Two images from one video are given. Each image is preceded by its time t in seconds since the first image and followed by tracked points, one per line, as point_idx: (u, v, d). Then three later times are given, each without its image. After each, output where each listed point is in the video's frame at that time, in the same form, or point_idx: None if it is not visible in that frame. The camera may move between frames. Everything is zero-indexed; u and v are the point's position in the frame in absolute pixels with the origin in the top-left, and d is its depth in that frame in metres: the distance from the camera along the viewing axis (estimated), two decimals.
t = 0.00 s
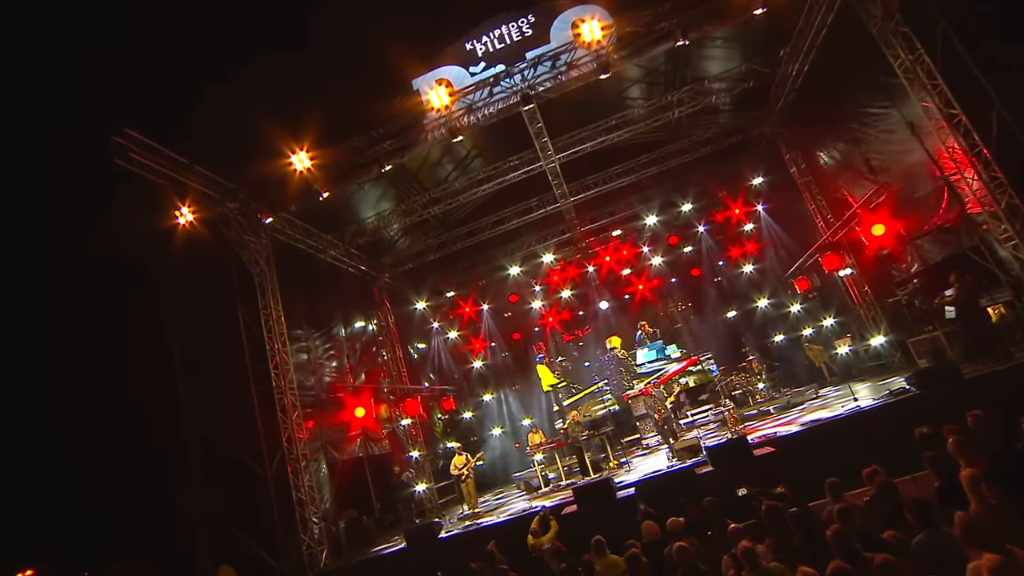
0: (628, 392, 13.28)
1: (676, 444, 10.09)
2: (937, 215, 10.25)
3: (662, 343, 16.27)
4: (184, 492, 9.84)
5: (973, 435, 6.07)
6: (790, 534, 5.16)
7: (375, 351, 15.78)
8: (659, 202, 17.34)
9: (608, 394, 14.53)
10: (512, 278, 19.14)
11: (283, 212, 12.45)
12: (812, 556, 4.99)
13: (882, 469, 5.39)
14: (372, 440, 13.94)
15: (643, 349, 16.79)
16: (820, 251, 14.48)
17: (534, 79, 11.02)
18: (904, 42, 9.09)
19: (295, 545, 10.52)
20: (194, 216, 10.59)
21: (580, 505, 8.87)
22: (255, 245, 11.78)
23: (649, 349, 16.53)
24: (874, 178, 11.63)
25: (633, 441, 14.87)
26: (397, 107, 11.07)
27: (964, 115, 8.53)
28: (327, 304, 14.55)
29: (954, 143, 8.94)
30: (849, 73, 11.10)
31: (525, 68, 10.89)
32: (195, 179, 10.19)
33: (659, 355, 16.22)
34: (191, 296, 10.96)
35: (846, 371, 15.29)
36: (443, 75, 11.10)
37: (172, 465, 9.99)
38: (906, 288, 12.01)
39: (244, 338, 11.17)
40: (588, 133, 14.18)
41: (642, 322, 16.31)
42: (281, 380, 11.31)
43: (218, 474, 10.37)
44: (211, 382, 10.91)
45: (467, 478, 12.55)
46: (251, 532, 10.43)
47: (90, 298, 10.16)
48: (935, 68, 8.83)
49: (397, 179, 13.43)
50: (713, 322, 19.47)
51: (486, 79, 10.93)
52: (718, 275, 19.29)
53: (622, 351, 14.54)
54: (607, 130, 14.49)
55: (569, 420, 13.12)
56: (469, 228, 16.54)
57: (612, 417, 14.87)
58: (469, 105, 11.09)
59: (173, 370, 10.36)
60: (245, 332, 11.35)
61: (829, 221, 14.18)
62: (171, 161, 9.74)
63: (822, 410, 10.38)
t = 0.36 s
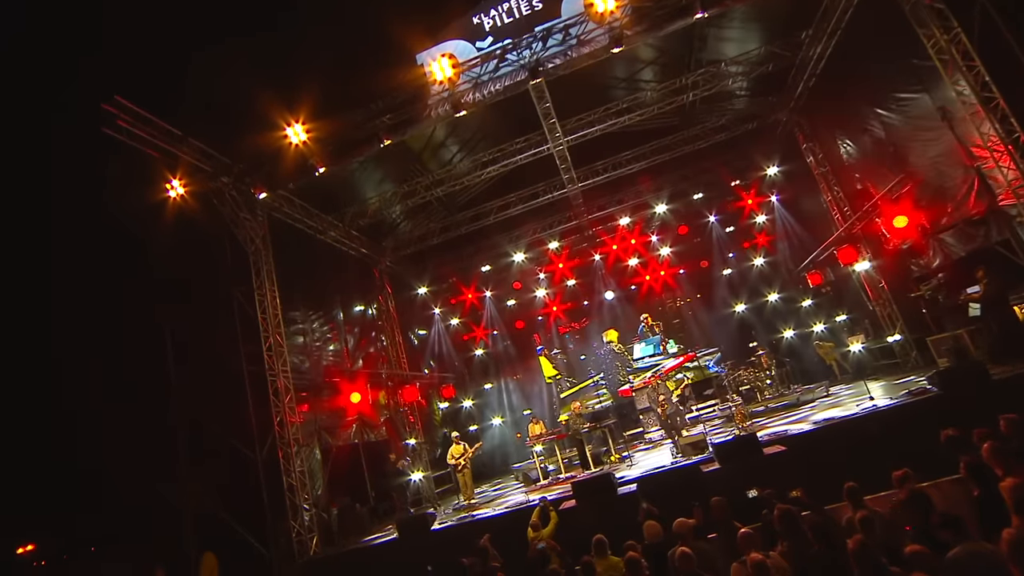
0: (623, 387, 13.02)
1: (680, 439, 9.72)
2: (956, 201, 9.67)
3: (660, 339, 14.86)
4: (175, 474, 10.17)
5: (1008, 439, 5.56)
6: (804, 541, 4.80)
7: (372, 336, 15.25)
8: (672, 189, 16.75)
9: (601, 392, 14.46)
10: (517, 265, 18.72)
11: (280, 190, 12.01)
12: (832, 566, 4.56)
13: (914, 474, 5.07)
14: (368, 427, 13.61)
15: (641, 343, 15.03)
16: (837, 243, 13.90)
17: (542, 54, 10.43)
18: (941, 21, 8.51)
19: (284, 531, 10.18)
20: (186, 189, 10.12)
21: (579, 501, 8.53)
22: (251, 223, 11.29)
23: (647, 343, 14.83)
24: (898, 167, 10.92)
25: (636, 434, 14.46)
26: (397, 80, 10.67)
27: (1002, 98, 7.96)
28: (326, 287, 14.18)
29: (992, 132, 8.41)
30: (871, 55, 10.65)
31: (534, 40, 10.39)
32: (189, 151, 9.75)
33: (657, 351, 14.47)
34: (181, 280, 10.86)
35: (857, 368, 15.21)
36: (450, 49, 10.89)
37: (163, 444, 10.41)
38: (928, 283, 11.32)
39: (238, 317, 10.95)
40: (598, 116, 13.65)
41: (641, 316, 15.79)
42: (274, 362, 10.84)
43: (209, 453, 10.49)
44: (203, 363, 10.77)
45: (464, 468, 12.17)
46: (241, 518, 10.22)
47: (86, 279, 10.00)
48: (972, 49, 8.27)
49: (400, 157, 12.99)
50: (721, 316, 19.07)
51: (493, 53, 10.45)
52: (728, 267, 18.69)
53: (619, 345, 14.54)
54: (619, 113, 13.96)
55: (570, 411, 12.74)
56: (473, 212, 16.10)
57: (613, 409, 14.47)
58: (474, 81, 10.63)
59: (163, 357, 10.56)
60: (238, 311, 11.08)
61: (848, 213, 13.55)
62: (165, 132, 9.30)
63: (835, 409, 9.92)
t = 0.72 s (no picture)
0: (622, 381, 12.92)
1: (686, 435, 9.29)
2: (990, 193, 9.02)
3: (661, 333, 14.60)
4: (162, 452, 9.74)
5: None
6: (821, 551, 4.36)
7: (372, 321, 14.86)
8: (686, 177, 16.18)
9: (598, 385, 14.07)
10: (522, 250, 18.24)
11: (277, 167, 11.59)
12: None
13: (946, 480, 4.71)
14: (365, 413, 13.30)
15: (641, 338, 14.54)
16: (856, 237, 13.32)
17: (551, 24, 9.94)
18: None
19: (275, 518, 9.86)
20: (176, 161, 9.69)
21: (577, 497, 8.15)
22: (247, 199, 10.95)
23: (647, 338, 14.33)
24: (927, 155, 10.31)
25: (639, 429, 14.01)
26: (399, 49, 9.92)
27: None
28: (325, 268, 13.80)
29: None
30: (901, 34, 10.06)
31: (544, 10, 9.80)
32: (182, 122, 9.30)
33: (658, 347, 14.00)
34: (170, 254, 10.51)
35: (874, 367, 14.84)
36: (454, 20, 9.68)
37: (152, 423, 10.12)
38: (955, 279, 10.74)
39: (230, 295, 10.69)
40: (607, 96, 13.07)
41: (646, 308, 15.30)
42: (267, 343, 10.57)
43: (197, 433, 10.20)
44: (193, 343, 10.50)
45: (461, 458, 11.79)
46: (229, 503, 9.95)
47: (78, 246, 9.38)
48: (1017, 25, 7.64)
49: (403, 134, 12.58)
50: (732, 309, 18.36)
51: (500, 23, 9.84)
52: (739, 259, 18.10)
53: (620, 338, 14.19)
54: (631, 93, 13.35)
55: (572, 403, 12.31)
56: (478, 195, 15.65)
57: (618, 403, 14.03)
58: (480, 57, 10.19)
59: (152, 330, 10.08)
60: (230, 288, 10.76)
61: (868, 204, 13.01)
62: (156, 102, 8.84)
63: (850, 408, 9.46)
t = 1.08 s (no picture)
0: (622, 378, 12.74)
1: (693, 434, 8.77)
2: None
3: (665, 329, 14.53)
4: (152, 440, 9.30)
5: None
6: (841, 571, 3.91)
7: (373, 307, 14.54)
8: (699, 169, 15.73)
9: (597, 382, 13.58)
10: (528, 237, 17.73)
11: (275, 146, 11.22)
12: None
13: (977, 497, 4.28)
14: (363, 401, 12.99)
15: (644, 333, 14.76)
16: (877, 232, 12.79)
17: None
18: None
19: (264, 507, 9.56)
20: (167, 135, 9.39)
21: (576, 495, 7.80)
22: (243, 177, 10.67)
23: (650, 334, 14.53)
24: (959, 146, 9.76)
25: (643, 426, 13.62)
26: (401, 20, 9.35)
27: None
28: (325, 252, 13.44)
29: None
30: (931, 16, 9.47)
31: None
32: (174, 92, 8.95)
33: (660, 341, 14.12)
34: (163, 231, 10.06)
35: (891, 368, 14.68)
36: None
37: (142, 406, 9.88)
38: (985, 279, 10.00)
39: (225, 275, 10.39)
40: (620, 80, 12.59)
41: (651, 301, 14.88)
42: (261, 326, 10.32)
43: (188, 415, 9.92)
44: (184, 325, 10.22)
45: (458, 450, 11.40)
46: (217, 488, 9.66)
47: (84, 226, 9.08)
48: None
49: (408, 111, 12.22)
50: (744, 305, 17.74)
51: None
52: (753, 254, 17.41)
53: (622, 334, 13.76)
54: (644, 77, 12.83)
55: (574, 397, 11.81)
56: (485, 181, 15.21)
57: (621, 398, 13.58)
58: (489, 31, 9.84)
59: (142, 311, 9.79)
60: (224, 268, 10.47)
61: (890, 199, 12.47)
62: (147, 72, 8.54)
63: (867, 410, 8.99)
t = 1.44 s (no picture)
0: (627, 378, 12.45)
1: (699, 437, 8.32)
2: None
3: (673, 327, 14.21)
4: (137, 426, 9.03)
5: None
6: None
7: (376, 295, 14.29)
8: (711, 162, 15.25)
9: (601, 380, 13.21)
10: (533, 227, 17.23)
11: (273, 126, 10.88)
12: None
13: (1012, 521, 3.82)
14: (360, 391, 12.70)
15: (649, 330, 14.39)
16: (899, 231, 12.22)
17: None
18: None
19: (252, 497, 9.30)
20: (158, 111, 9.13)
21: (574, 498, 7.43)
22: (239, 157, 10.40)
23: (656, 332, 14.14)
24: (996, 139, 9.18)
25: (648, 425, 13.24)
26: None
27: None
28: (326, 239, 13.10)
29: None
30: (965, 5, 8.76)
31: None
32: (165, 67, 8.68)
33: (667, 341, 13.70)
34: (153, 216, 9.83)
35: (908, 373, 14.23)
36: None
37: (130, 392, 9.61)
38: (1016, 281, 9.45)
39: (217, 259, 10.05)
40: (634, 66, 12.09)
41: (657, 297, 14.42)
42: (253, 312, 10.02)
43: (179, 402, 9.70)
44: (175, 309, 9.93)
45: (455, 446, 11.04)
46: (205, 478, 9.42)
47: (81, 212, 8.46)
48: None
49: (413, 94, 11.82)
50: (756, 304, 17.27)
51: None
52: (767, 252, 16.97)
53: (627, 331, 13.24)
54: (658, 64, 12.36)
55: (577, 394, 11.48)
56: (492, 170, 14.77)
57: (625, 397, 13.16)
58: (497, 13, 9.45)
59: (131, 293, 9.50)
60: (217, 251, 10.17)
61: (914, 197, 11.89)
62: (140, 46, 8.26)
63: (884, 418, 8.53)
